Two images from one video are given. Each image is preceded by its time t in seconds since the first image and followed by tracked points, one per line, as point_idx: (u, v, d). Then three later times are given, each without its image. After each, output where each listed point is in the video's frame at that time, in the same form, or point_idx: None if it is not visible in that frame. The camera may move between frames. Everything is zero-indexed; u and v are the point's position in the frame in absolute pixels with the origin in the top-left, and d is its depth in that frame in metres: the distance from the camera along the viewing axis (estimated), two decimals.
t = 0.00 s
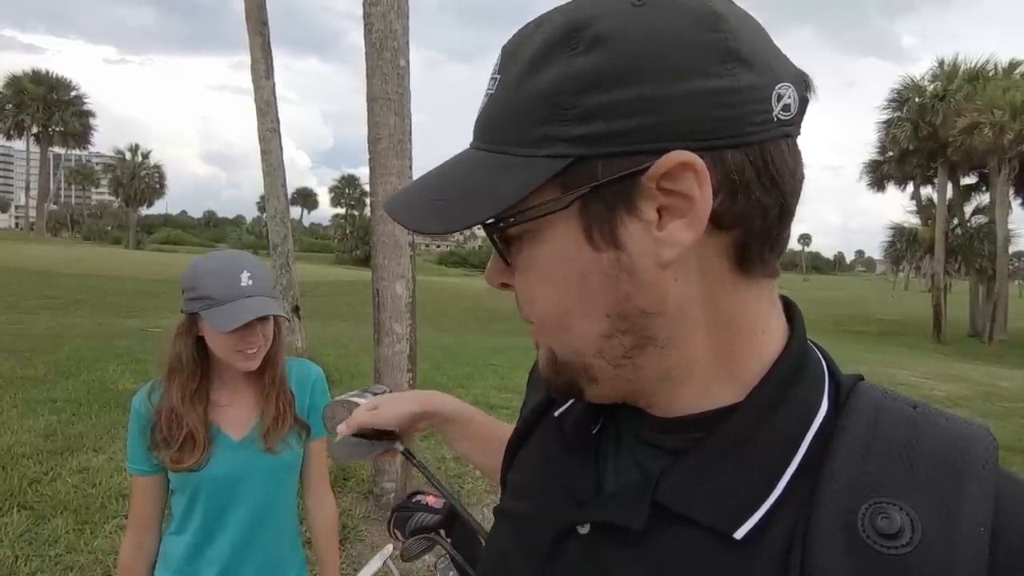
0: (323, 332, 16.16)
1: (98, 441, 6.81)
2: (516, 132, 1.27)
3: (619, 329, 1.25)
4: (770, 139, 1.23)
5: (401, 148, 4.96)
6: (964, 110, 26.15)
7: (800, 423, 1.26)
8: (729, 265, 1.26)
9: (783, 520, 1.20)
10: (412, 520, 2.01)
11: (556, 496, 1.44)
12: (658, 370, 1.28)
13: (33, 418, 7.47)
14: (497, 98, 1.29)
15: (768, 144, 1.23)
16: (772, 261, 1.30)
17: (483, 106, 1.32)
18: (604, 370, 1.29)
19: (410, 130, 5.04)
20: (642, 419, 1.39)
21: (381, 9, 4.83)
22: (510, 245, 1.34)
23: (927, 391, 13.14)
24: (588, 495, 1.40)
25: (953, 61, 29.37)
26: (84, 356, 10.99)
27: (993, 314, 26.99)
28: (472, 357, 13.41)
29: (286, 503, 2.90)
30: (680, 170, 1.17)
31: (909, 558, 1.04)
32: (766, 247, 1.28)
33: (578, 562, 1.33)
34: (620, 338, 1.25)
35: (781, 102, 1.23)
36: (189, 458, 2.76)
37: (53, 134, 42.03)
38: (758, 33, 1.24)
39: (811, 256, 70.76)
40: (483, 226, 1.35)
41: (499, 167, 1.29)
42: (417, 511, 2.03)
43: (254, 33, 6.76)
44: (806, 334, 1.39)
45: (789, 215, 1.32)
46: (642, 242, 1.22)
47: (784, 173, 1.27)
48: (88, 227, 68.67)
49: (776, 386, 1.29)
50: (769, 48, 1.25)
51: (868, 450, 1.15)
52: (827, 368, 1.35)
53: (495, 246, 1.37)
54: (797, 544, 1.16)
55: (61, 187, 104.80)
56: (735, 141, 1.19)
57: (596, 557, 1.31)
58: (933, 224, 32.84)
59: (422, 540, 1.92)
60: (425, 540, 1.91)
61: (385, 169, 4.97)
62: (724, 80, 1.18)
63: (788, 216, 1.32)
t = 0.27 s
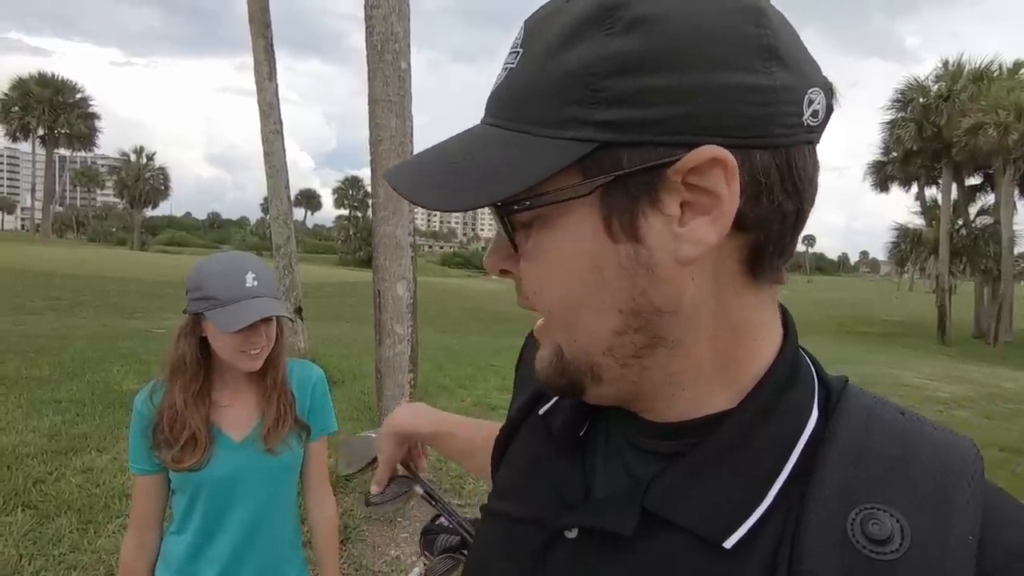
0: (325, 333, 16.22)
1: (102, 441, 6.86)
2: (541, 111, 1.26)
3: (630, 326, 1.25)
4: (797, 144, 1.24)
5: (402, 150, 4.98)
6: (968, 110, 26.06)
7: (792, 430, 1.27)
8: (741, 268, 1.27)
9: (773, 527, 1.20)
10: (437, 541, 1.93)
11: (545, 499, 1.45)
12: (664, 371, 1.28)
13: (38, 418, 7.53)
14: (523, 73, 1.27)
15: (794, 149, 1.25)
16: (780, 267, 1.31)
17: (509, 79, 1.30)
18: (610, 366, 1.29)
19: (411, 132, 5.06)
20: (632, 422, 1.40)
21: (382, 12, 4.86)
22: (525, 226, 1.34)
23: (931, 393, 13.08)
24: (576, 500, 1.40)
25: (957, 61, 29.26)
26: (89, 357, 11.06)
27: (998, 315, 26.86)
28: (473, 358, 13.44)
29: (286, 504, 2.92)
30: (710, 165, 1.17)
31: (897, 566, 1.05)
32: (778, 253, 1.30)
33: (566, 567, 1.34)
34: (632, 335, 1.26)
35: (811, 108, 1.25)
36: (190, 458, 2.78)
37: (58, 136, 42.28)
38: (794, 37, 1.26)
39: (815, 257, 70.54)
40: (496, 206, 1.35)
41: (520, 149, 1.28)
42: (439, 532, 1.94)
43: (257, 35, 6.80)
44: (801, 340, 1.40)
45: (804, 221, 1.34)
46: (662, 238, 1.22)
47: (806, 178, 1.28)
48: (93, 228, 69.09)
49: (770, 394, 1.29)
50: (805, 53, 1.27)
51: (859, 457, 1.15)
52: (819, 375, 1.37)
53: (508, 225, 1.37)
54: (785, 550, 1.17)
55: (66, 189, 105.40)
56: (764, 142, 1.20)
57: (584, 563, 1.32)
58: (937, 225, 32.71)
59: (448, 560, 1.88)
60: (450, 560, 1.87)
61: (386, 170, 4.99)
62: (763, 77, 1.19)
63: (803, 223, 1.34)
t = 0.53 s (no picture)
0: (332, 335, 16.28)
1: (110, 443, 6.91)
2: (505, 146, 1.27)
3: (614, 349, 1.26)
4: (770, 147, 1.24)
5: (406, 153, 5.00)
6: (976, 109, 25.91)
7: (786, 428, 1.26)
8: (724, 276, 1.26)
9: (769, 524, 1.20)
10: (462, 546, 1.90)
11: (541, 498, 1.45)
12: (655, 387, 1.28)
13: (47, 419, 7.59)
14: (485, 111, 1.29)
15: (767, 152, 1.24)
16: (767, 270, 1.31)
17: (471, 118, 1.32)
18: (600, 391, 1.31)
19: (414, 135, 5.09)
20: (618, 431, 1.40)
21: (386, 15, 4.89)
22: (505, 260, 1.35)
23: (938, 394, 13.01)
24: (572, 500, 1.41)
25: (965, 61, 29.10)
26: (97, 359, 11.15)
27: (1007, 316, 26.65)
28: (479, 360, 13.46)
29: (291, 504, 2.94)
30: (676, 188, 1.18)
31: (893, 563, 1.05)
32: (762, 256, 1.29)
33: (561, 565, 1.35)
34: (618, 358, 1.27)
35: (780, 108, 1.24)
36: (197, 458, 2.80)
37: (68, 141, 42.71)
38: (755, 37, 1.24)
39: (822, 258, 70.23)
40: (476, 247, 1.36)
41: (490, 185, 1.29)
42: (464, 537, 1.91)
43: (263, 39, 6.85)
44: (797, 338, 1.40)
45: (787, 221, 1.33)
46: (639, 260, 1.22)
47: (782, 179, 1.28)
48: (102, 231, 69.67)
49: (763, 394, 1.29)
50: (767, 52, 1.25)
51: (853, 457, 1.16)
52: (813, 374, 1.36)
53: (486, 263, 1.38)
54: (778, 548, 1.17)
55: (75, 193, 106.34)
56: (733, 152, 1.20)
57: (579, 562, 1.32)
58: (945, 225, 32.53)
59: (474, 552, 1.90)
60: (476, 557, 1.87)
61: (390, 173, 5.01)
62: (724, 87, 1.18)
63: (785, 222, 1.33)
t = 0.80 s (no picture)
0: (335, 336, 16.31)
1: (115, 443, 6.93)
2: (508, 161, 1.27)
3: (624, 358, 1.26)
4: (777, 150, 1.23)
5: (411, 154, 5.02)
6: (981, 110, 25.80)
7: (807, 435, 1.26)
8: (735, 282, 1.26)
9: (792, 534, 1.19)
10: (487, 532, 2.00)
11: (558, 504, 1.45)
12: (667, 395, 1.28)
13: (53, 420, 7.62)
14: (488, 127, 1.30)
15: (775, 156, 1.23)
16: (780, 274, 1.30)
17: (475, 135, 1.33)
18: (611, 400, 1.32)
19: (420, 136, 5.10)
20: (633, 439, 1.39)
21: (391, 17, 4.90)
22: (513, 274, 1.35)
23: (943, 395, 12.96)
24: (589, 507, 1.41)
25: (969, 61, 29.00)
26: (102, 360, 11.19)
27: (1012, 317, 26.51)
28: (482, 361, 13.47)
29: (301, 505, 2.95)
30: (681, 197, 1.17)
31: None
32: (774, 260, 1.28)
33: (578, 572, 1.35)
34: (627, 368, 1.27)
35: (786, 111, 1.23)
36: (210, 459, 2.80)
37: (72, 143, 42.91)
38: (756, 41, 1.23)
39: (826, 259, 70.05)
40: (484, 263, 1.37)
41: (496, 200, 1.29)
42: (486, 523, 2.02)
43: (268, 41, 6.87)
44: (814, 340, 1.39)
45: (798, 223, 1.32)
46: (646, 270, 1.22)
47: (793, 181, 1.27)
48: (106, 232, 69.96)
49: (785, 400, 1.28)
50: (767, 54, 1.24)
51: (876, 466, 1.15)
52: (832, 380, 1.35)
53: (497, 279, 1.38)
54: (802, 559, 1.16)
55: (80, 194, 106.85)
56: (739, 158, 1.19)
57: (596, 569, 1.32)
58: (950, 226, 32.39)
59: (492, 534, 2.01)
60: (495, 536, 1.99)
61: (395, 175, 5.02)
62: (723, 95, 1.18)
63: (796, 225, 1.32)
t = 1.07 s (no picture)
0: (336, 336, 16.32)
1: (117, 443, 6.94)
2: (513, 166, 1.28)
3: (628, 361, 1.27)
4: (780, 154, 1.23)
5: (413, 155, 5.02)
6: (982, 111, 25.82)
7: (813, 435, 1.26)
8: (739, 285, 1.26)
9: (797, 533, 1.20)
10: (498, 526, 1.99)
11: (564, 505, 1.46)
12: (671, 397, 1.29)
13: (54, 420, 7.63)
14: (494, 132, 1.30)
15: (777, 160, 1.23)
16: (785, 277, 1.30)
17: (481, 141, 1.34)
18: (616, 401, 1.32)
19: (421, 137, 5.10)
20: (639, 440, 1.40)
21: (393, 18, 4.91)
22: (519, 277, 1.36)
23: (944, 397, 12.96)
24: (596, 507, 1.41)
25: (970, 63, 29.00)
26: (103, 360, 11.21)
27: (1013, 318, 26.50)
28: (483, 362, 13.48)
29: (306, 506, 2.95)
30: (682, 201, 1.17)
31: None
32: (779, 263, 1.28)
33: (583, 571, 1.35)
34: (631, 369, 1.27)
35: (789, 116, 1.24)
36: (215, 458, 2.80)
37: (74, 143, 42.97)
38: (758, 45, 1.24)
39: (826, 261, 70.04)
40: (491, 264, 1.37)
41: (502, 204, 1.30)
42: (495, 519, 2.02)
43: (270, 42, 6.88)
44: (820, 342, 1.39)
45: (802, 226, 1.32)
46: (649, 273, 1.22)
47: (795, 186, 1.27)
48: (107, 232, 70.02)
49: (792, 400, 1.29)
50: (768, 59, 1.24)
51: (881, 467, 1.15)
52: (839, 382, 1.35)
53: (503, 280, 1.39)
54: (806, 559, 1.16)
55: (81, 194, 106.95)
56: (740, 162, 1.19)
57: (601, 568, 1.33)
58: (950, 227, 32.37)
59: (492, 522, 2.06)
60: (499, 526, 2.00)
61: (397, 175, 5.03)
62: (726, 100, 1.18)
63: (801, 228, 1.32)
